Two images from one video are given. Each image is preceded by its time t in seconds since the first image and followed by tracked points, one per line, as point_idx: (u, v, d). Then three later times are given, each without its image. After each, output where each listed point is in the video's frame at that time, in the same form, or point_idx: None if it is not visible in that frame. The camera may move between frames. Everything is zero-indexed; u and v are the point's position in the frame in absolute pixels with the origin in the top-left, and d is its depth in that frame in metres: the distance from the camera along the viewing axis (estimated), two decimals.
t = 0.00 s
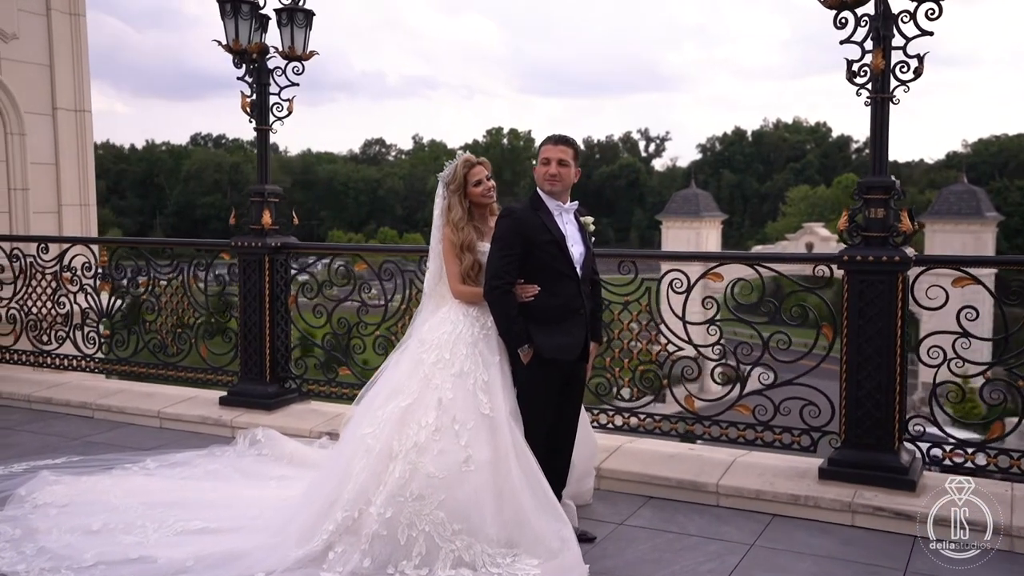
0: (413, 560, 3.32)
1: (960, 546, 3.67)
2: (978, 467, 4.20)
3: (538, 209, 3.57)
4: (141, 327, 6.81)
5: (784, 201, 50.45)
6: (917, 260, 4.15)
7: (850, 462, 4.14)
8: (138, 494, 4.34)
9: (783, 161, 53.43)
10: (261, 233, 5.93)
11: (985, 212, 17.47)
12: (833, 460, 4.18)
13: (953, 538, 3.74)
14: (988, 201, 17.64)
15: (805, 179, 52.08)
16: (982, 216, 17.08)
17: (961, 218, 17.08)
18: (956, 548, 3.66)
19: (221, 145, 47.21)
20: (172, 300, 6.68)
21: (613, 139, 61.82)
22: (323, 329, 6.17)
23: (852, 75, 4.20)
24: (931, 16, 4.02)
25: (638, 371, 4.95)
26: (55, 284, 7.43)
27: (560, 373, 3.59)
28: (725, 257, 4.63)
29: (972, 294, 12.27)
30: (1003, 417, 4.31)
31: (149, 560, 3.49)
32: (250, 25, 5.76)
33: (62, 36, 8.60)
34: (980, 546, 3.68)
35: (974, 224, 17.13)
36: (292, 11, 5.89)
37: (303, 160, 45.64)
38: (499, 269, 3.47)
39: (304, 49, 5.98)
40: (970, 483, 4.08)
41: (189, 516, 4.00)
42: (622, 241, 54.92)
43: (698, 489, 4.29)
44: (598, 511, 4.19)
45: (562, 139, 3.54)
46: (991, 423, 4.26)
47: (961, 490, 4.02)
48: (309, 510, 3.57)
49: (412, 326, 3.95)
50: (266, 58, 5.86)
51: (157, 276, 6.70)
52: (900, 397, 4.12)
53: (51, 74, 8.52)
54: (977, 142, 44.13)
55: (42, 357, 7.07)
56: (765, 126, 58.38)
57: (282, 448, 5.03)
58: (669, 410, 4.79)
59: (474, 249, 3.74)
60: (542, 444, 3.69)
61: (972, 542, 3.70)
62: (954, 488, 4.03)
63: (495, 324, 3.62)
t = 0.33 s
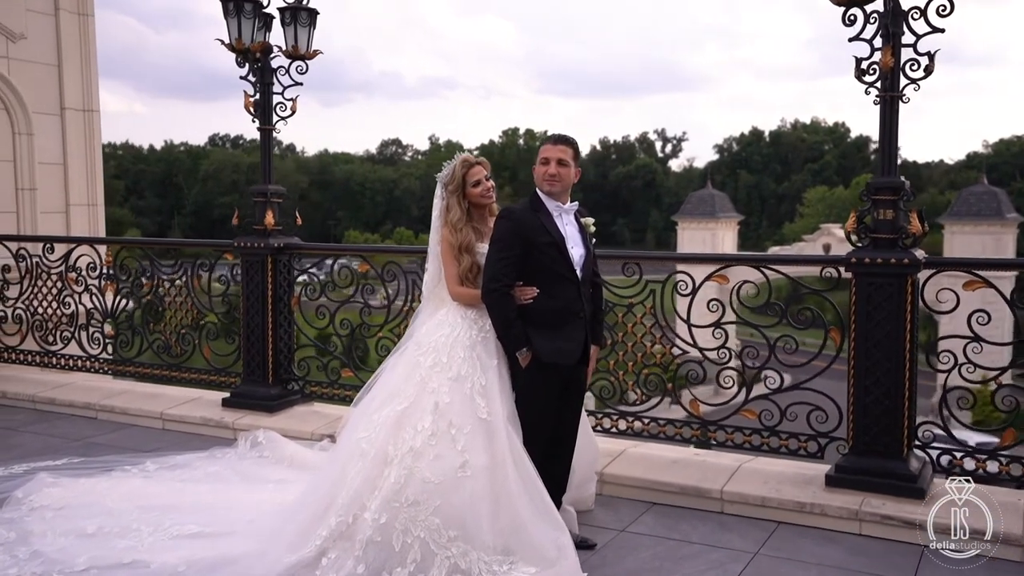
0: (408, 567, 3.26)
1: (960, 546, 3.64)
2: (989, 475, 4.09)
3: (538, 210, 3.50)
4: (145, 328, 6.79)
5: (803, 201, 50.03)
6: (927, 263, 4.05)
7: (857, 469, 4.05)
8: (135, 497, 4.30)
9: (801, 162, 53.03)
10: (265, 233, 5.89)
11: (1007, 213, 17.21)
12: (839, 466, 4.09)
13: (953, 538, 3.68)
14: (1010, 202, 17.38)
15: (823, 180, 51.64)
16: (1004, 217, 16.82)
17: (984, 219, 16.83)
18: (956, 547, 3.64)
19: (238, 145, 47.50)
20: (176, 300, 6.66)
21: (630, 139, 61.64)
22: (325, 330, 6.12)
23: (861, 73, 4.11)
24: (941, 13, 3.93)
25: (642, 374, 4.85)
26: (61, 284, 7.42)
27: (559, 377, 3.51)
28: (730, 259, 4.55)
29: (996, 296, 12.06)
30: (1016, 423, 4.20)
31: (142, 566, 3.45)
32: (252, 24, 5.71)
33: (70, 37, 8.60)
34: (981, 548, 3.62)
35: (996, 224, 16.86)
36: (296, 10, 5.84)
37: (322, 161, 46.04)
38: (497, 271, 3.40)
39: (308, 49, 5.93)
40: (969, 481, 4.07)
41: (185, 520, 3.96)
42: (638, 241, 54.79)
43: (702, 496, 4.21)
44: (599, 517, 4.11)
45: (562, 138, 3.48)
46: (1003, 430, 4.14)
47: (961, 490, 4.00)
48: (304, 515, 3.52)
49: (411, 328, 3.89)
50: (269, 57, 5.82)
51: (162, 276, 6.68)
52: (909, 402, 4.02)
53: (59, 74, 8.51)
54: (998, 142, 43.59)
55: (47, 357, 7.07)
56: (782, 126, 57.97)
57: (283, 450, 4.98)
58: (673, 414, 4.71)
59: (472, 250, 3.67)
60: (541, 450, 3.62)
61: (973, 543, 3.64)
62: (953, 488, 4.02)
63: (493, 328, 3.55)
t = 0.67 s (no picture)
0: None
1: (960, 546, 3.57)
2: (1002, 484, 3.97)
3: (536, 212, 3.43)
4: (148, 329, 6.77)
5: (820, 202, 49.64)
6: (937, 266, 3.96)
7: (863, 477, 3.96)
8: (132, 501, 4.27)
9: (818, 163, 52.64)
10: (267, 234, 5.85)
11: None
12: (846, 474, 4.00)
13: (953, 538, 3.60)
14: None
15: (840, 181, 51.22)
16: None
17: (1007, 221, 16.57)
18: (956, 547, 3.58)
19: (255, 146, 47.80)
20: (180, 302, 6.64)
21: (646, 140, 61.46)
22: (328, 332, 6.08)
23: (869, 73, 4.02)
24: (952, 10, 3.84)
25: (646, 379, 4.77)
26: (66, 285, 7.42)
27: (558, 383, 3.45)
28: (735, 262, 4.47)
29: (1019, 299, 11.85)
30: None
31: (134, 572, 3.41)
32: (255, 23, 5.67)
33: (78, 38, 8.61)
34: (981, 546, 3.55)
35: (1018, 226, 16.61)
36: (299, 10, 5.80)
37: (339, 162, 46.35)
38: (494, 275, 3.33)
39: (311, 48, 5.90)
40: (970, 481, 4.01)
41: (180, 525, 3.92)
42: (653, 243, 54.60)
43: (706, 503, 4.13)
44: (600, 524, 4.04)
45: (561, 138, 3.42)
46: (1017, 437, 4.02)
47: (961, 490, 3.99)
48: (298, 521, 3.47)
49: (409, 332, 3.83)
50: (273, 57, 5.78)
51: (165, 278, 6.67)
52: (918, 409, 3.93)
53: (67, 75, 8.52)
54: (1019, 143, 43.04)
55: (52, 358, 7.06)
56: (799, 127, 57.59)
57: (284, 454, 4.93)
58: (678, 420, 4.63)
59: (470, 252, 3.61)
60: (539, 457, 3.55)
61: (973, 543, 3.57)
62: (953, 488, 3.99)
63: (490, 332, 3.49)
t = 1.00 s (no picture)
0: None
1: (960, 546, 3.54)
2: (1012, 496, 3.86)
3: (534, 215, 3.37)
4: (152, 331, 6.75)
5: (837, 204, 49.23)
6: (947, 271, 3.86)
7: (870, 486, 3.88)
8: (129, 506, 4.23)
9: (836, 164, 52.19)
10: (270, 237, 5.80)
11: None
12: (852, 483, 3.92)
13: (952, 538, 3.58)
14: None
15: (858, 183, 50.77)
16: None
17: None
18: (956, 547, 3.54)
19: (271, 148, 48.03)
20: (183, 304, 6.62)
21: (662, 141, 61.27)
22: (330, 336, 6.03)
23: (878, 73, 3.93)
24: (963, 9, 3.74)
25: (649, 385, 4.69)
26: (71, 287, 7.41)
27: (556, 389, 3.38)
28: (741, 266, 4.38)
29: None
30: None
31: None
32: (257, 24, 5.63)
33: (86, 39, 8.62)
34: (981, 545, 3.53)
35: None
36: (302, 11, 5.76)
37: (355, 164, 46.64)
38: (491, 278, 3.27)
39: (315, 49, 5.84)
40: (971, 480, 3.92)
41: (175, 531, 3.88)
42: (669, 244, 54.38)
43: (709, 512, 4.05)
44: (601, 533, 3.97)
45: (560, 140, 3.35)
46: None
47: (960, 490, 3.90)
48: (291, 529, 3.41)
49: (406, 336, 3.77)
50: (276, 58, 5.74)
51: (169, 280, 6.65)
52: (927, 417, 3.83)
53: (75, 76, 8.53)
54: None
55: (57, 360, 7.06)
56: (816, 129, 57.18)
57: (284, 458, 4.87)
58: (681, 426, 4.55)
59: (467, 255, 3.55)
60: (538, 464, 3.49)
61: (972, 542, 3.55)
62: (954, 488, 3.91)
63: (487, 337, 3.42)
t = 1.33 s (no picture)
0: None
1: (960, 546, 3.51)
2: None
3: (533, 218, 3.31)
4: (157, 333, 6.75)
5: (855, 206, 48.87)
6: (957, 275, 3.77)
7: (877, 495, 3.79)
8: (127, 510, 4.20)
9: (854, 166, 51.79)
10: (273, 239, 5.78)
11: None
12: (860, 492, 3.84)
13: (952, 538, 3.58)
14: None
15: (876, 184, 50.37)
16: None
17: None
18: (956, 548, 3.50)
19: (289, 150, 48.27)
20: (187, 307, 6.61)
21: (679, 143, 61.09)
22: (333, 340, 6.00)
23: (886, 73, 3.85)
24: (973, 7, 3.65)
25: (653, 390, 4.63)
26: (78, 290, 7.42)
27: (554, 395, 3.31)
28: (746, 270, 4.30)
29: None
30: None
31: None
32: (261, 25, 5.60)
33: (95, 40, 8.64)
34: (980, 546, 3.53)
35: None
36: (306, 11, 5.73)
37: (372, 165, 46.93)
38: (489, 283, 3.21)
39: (319, 50, 5.82)
40: (970, 480, 3.76)
41: (172, 537, 3.84)
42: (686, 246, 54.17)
43: (712, 520, 3.97)
44: (603, 541, 3.90)
45: (558, 142, 3.28)
46: None
47: (961, 491, 3.73)
48: (286, 535, 3.37)
49: (404, 340, 3.73)
50: (279, 59, 5.71)
51: (174, 282, 6.64)
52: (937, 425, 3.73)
53: (84, 78, 8.55)
54: None
55: (64, 362, 7.08)
56: (834, 130, 56.80)
57: (286, 463, 4.82)
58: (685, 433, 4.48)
59: (465, 259, 3.50)
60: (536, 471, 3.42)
61: (972, 543, 3.55)
62: (953, 488, 3.74)
63: (485, 341, 3.36)
